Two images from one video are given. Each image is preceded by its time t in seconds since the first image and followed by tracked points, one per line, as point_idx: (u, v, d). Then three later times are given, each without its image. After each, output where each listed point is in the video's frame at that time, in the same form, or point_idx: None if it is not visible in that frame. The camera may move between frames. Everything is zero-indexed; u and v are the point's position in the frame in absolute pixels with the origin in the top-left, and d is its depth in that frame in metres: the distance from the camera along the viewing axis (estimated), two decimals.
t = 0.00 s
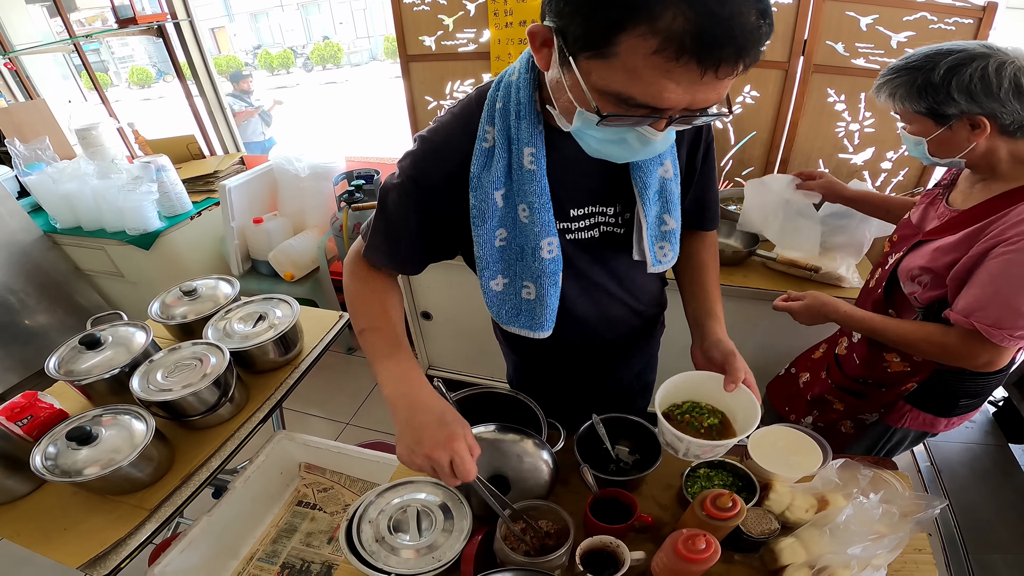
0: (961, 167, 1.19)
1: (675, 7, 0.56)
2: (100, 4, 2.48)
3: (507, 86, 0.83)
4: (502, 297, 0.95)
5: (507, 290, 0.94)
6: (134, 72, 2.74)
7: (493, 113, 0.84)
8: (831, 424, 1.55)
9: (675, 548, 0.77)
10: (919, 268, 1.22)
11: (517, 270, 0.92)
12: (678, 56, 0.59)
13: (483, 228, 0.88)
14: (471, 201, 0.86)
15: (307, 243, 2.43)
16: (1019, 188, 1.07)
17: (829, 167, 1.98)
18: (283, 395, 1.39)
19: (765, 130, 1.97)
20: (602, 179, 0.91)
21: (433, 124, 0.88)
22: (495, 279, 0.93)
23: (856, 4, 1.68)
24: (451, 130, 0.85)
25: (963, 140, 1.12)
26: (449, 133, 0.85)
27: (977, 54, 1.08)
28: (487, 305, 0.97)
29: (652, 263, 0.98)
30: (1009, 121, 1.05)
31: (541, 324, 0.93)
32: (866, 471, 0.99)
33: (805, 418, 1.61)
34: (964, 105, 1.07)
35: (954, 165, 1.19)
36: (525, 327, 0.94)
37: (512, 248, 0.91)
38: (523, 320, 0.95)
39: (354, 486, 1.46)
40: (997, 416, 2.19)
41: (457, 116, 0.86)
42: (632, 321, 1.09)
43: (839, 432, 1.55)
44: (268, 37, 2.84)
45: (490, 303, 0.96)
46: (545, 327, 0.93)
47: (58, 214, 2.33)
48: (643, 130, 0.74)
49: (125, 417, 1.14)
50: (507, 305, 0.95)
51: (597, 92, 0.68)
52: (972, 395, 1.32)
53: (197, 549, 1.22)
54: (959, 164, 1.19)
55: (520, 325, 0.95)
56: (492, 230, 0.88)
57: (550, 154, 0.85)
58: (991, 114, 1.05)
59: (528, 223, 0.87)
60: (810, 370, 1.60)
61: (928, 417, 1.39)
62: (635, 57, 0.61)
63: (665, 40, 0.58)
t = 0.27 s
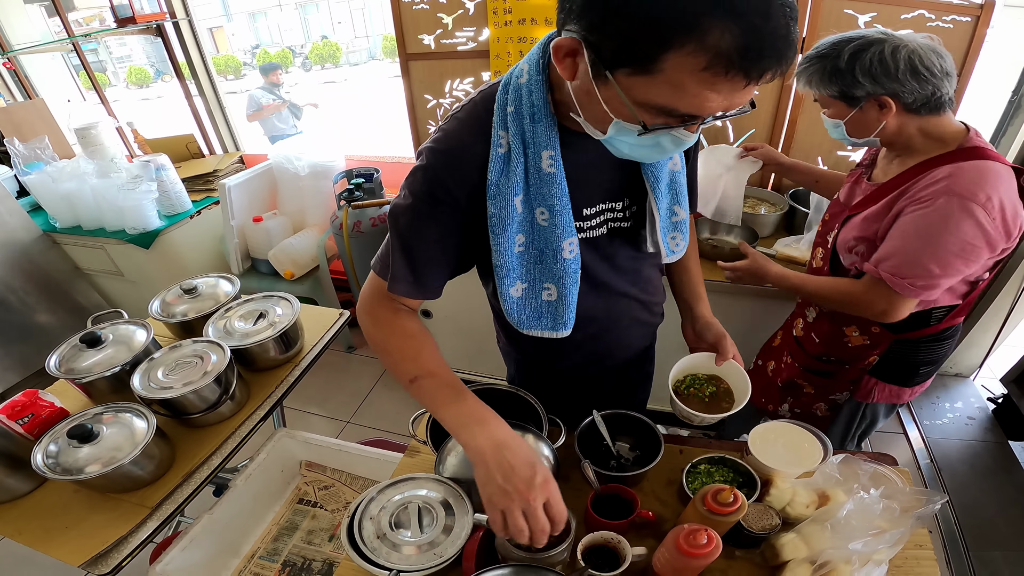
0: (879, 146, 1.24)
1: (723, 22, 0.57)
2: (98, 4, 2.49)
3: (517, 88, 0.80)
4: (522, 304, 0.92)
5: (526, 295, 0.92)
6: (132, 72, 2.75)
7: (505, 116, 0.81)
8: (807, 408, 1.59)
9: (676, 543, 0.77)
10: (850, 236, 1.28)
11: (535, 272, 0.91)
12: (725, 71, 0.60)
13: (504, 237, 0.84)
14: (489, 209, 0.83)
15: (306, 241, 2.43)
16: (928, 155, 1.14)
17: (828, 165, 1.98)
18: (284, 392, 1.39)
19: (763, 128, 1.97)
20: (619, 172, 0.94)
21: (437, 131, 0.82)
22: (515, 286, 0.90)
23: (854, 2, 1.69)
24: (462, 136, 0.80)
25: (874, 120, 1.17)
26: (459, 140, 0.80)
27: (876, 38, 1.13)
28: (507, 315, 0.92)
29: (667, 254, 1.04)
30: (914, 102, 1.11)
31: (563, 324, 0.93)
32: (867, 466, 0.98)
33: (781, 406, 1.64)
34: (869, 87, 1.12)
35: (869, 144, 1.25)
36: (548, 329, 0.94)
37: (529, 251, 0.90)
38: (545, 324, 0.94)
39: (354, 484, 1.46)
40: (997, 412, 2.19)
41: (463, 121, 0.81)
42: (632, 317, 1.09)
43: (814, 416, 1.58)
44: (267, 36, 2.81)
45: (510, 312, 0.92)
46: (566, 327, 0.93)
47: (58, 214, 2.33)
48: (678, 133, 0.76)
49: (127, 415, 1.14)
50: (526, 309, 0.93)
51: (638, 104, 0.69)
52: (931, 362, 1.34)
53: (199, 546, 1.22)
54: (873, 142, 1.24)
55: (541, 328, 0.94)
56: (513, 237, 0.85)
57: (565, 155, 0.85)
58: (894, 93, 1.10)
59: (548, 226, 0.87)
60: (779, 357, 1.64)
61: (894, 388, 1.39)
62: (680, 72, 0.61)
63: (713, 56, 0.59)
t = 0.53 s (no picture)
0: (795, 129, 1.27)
1: (772, 36, 0.59)
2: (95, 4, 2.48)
3: (546, 88, 0.77)
4: (539, 303, 0.92)
5: (544, 295, 0.92)
6: (129, 73, 2.75)
7: (534, 117, 0.77)
8: (775, 386, 1.58)
9: (671, 538, 0.78)
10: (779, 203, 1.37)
11: (555, 272, 0.91)
12: (769, 80, 0.63)
13: (531, 239, 0.82)
14: (520, 213, 0.79)
15: (304, 241, 2.43)
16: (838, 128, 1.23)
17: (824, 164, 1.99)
18: (283, 391, 1.40)
19: (758, 127, 1.99)
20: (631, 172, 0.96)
21: (459, 131, 0.77)
22: (534, 286, 0.89)
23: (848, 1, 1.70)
24: (495, 137, 0.75)
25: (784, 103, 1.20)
26: (493, 141, 0.74)
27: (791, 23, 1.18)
28: (522, 314, 0.92)
29: (664, 252, 1.07)
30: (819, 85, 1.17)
31: (577, 321, 0.95)
32: (861, 463, 0.98)
33: (752, 387, 1.65)
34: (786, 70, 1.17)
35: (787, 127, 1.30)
36: (562, 328, 0.95)
37: (551, 252, 0.89)
38: (559, 321, 0.94)
39: (352, 482, 1.47)
40: (993, 410, 2.20)
41: (493, 121, 0.75)
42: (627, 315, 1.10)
43: (782, 394, 1.59)
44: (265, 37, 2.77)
45: (524, 311, 0.92)
46: (580, 323, 0.95)
47: (56, 214, 2.33)
48: (708, 138, 0.78)
49: (126, 414, 1.15)
50: (544, 309, 0.92)
51: (681, 112, 0.71)
52: (884, 329, 1.38)
53: (198, 545, 1.23)
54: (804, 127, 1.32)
55: (556, 327, 0.94)
56: (538, 238, 0.84)
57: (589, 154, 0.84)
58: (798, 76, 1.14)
59: (571, 226, 0.86)
60: (747, 337, 1.66)
61: (854, 359, 1.43)
62: (725, 81, 0.64)
63: (759, 66, 0.62)
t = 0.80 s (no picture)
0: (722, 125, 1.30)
1: (794, 41, 0.61)
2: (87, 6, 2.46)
3: (559, 91, 0.77)
4: (556, 307, 0.92)
5: (558, 298, 0.92)
6: (123, 74, 2.76)
7: (548, 119, 0.77)
8: (761, 375, 1.57)
9: (657, 539, 0.79)
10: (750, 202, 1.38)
11: (569, 275, 0.92)
12: (788, 83, 0.65)
13: (547, 244, 0.81)
14: (538, 216, 0.79)
15: (298, 243, 2.43)
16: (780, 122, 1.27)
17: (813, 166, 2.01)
18: (275, 393, 1.40)
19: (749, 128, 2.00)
20: (636, 176, 0.98)
21: (473, 133, 0.76)
22: (550, 290, 0.89)
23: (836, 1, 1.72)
24: (511, 139, 0.75)
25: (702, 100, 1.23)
26: (509, 143, 0.74)
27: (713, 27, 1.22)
28: (539, 319, 0.91)
29: (668, 252, 1.16)
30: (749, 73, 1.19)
31: (593, 324, 0.98)
32: (847, 463, 0.99)
33: (741, 380, 1.65)
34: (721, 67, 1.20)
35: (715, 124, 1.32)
36: (579, 331, 0.98)
37: (565, 254, 0.89)
38: (575, 326, 0.97)
39: (345, 483, 1.47)
40: (985, 409, 2.22)
41: (505, 123, 0.75)
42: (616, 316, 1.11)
43: (770, 385, 1.57)
44: (259, 38, 2.78)
45: (541, 316, 0.91)
46: (595, 327, 0.98)
47: (48, 217, 2.33)
48: (721, 141, 0.80)
49: (117, 416, 1.15)
50: (559, 317, 0.93)
51: (700, 115, 0.72)
52: (860, 314, 1.39)
53: (190, 546, 1.24)
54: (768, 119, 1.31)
55: (571, 331, 0.97)
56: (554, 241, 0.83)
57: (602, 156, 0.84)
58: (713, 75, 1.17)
59: (584, 228, 0.87)
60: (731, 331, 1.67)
61: (834, 346, 1.44)
62: (746, 83, 0.65)
63: (779, 70, 0.64)
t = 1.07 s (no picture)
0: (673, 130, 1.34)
1: (812, 87, 0.62)
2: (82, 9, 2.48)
3: (571, 99, 0.78)
4: (563, 310, 0.95)
5: (565, 304, 0.95)
6: (118, 77, 2.77)
7: (559, 127, 0.78)
8: (754, 372, 1.59)
9: (649, 539, 0.80)
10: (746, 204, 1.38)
11: (576, 279, 0.94)
12: (796, 125, 0.67)
13: (559, 251, 0.84)
14: (550, 222, 0.80)
15: (293, 246, 2.44)
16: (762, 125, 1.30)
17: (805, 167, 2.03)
18: (271, 395, 1.40)
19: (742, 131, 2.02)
20: (637, 182, 0.99)
21: (487, 142, 0.76)
22: (559, 295, 0.91)
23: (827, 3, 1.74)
24: (526, 146, 0.75)
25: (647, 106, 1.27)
26: (524, 150, 0.75)
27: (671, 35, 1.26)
28: (549, 322, 0.94)
29: (664, 252, 1.16)
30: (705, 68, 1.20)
31: (597, 324, 1.02)
32: (839, 463, 1.00)
33: (734, 377, 1.66)
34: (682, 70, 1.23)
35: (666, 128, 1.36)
36: (584, 332, 1.01)
37: (574, 259, 0.92)
38: (580, 327, 1.00)
39: (341, 485, 1.48)
40: (978, 408, 2.23)
41: (518, 129, 0.76)
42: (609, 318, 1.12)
43: (761, 382, 1.59)
44: (254, 40, 2.79)
45: (551, 318, 0.94)
46: (598, 326, 1.02)
47: (43, 221, 2.32)
48: (721, 167, 0.82)
49: (112, 419, 1.15)
50: (565, 319, 0.96)
51: (708, 144, 0.74)
52: (852, 308, 1.39)
53: (186, 548, 1.24)
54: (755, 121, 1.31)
55: (574, 331, 0.99)
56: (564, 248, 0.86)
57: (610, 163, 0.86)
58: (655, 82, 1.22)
59: (591, 233, 0.89)
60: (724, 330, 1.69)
61: (829, 341, 1.45)
62: (757, 121, 0.67)
63: (791, 113, 0.65)
